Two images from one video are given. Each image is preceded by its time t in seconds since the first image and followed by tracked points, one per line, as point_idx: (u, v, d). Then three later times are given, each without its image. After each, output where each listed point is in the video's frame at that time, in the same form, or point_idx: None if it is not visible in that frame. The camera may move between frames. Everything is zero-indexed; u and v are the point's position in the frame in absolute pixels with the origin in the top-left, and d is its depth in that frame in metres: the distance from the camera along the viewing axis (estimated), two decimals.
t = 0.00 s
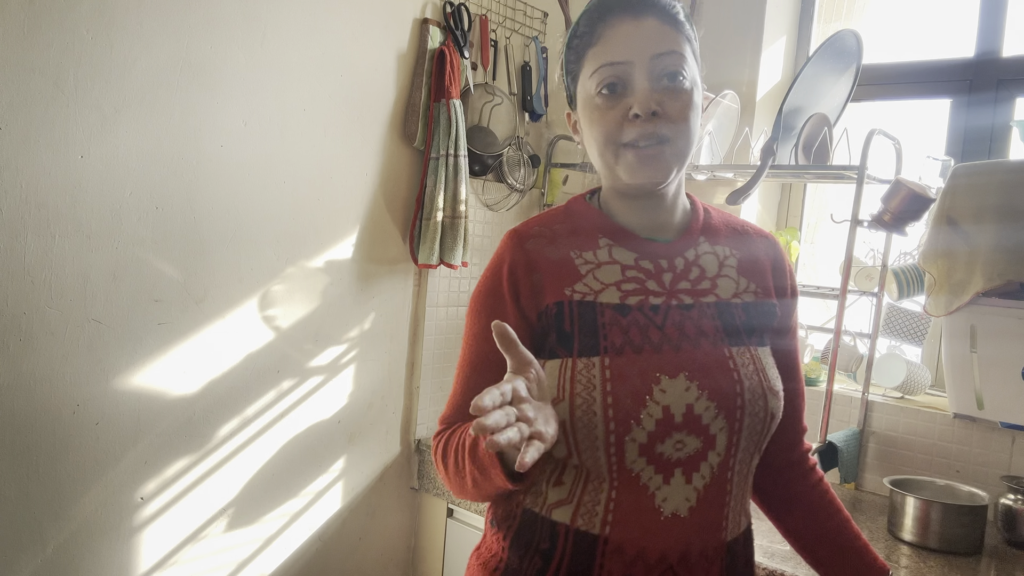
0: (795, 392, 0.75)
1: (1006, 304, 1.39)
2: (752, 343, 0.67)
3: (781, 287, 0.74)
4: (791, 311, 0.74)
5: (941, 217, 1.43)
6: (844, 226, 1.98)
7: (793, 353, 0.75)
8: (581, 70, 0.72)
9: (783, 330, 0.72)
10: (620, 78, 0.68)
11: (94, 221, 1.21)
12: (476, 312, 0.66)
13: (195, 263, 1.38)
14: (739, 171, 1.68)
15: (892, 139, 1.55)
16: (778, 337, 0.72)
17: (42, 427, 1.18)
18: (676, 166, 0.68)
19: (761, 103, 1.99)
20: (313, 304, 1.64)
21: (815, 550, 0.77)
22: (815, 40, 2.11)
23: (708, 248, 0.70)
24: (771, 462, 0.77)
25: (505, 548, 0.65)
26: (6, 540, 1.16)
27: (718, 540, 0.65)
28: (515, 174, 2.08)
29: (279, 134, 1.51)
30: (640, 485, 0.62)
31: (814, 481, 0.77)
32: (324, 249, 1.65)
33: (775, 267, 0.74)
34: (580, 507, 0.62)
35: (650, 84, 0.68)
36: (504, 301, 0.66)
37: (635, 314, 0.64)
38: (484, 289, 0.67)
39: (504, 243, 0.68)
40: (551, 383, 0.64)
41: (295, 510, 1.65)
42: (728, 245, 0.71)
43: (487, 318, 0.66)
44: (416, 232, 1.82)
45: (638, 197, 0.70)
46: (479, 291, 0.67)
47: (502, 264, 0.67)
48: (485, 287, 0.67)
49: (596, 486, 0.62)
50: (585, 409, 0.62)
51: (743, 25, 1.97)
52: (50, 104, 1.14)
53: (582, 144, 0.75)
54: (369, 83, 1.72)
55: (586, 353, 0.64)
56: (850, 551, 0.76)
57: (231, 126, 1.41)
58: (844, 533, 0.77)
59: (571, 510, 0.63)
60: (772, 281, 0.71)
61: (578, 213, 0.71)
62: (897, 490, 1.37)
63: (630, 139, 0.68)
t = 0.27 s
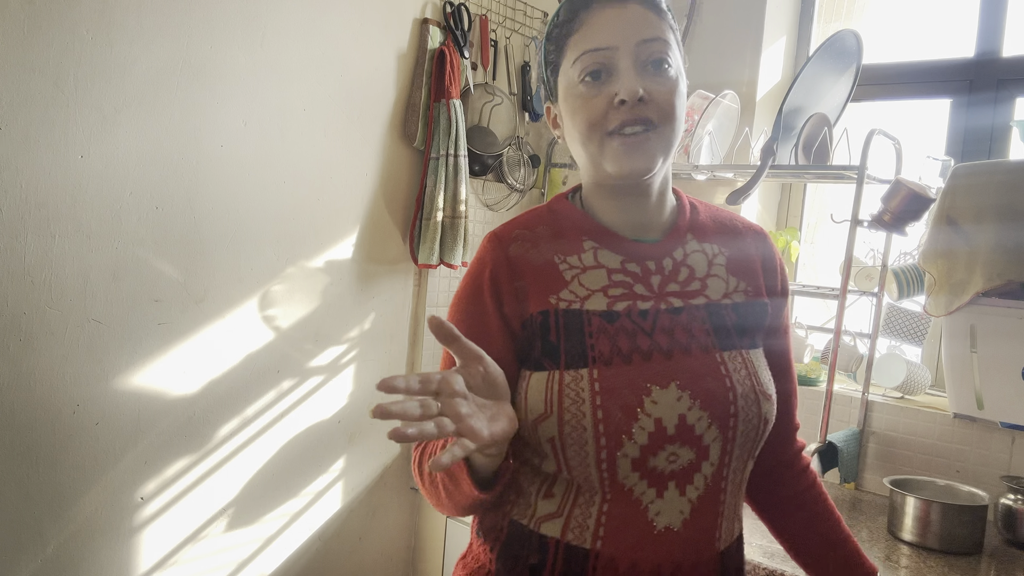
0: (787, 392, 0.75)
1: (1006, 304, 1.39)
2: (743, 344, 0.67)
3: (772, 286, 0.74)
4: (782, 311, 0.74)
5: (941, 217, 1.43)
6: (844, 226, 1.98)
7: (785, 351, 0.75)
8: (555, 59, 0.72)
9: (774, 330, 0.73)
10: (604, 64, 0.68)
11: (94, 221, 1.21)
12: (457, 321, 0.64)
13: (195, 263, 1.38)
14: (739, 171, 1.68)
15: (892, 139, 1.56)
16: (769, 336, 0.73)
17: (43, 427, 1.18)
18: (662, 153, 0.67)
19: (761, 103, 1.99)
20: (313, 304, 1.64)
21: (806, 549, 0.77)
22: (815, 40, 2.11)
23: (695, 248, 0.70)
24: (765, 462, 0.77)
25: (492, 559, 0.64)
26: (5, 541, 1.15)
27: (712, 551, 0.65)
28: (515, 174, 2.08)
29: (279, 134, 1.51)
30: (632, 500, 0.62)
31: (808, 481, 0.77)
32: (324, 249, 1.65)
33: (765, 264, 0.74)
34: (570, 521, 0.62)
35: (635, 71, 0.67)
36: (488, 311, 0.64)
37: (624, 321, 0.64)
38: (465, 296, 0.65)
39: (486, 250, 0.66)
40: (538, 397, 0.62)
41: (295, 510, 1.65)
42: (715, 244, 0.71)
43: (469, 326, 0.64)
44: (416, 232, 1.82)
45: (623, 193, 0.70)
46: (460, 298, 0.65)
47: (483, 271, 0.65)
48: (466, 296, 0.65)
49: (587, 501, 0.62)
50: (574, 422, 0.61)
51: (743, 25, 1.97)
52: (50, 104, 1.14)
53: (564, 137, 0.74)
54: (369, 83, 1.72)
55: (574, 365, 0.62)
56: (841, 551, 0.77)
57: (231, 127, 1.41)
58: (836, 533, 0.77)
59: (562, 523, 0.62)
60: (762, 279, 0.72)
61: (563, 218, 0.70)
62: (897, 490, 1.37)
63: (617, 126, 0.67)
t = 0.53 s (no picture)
0: (786, 395, 0.75)
1: (1006, 304, 1.39)
2: (729, 352, 0.67)
3: (764, 290, 0.73)
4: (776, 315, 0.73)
5: (941, 217, 1.43)
6: (844, 226, 1.98)
7: (783, 352, 0.74)
8: (547, 61, 0.71)
9: (767, 330, 0.73)
10: (594, 69, 0.66)
11: (94, 221, 1.21)
12: (439, 322, 0.65)
13: (195, 263, 1.38)
14: (739, 171, 1.68)
15: (892, 139, 1.56)
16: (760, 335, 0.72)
17: (43, 428, 1.18)
18: (653, 160, 0.66)
19: (761, 103, 1.99)
20: (313, 304, 1.64)
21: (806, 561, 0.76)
22: (815, 40, 2.11)
23: (682, 252, 0.69)
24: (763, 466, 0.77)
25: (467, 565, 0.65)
26: (6, 541, 1.15)
27: (692, 562, 0.66)
28: (515, 174, 2.09)
29: (279, 134, 1.51)
30: (609, 509, 0.62)
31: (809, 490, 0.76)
32: (324, 249, 1.65)
33: (758, 267, 0.73)
34: (546, 531, 0.63)
35: (627, 77, 0.66)
36: (469, 314, 0.65)
37: (605, 327, 0.64)
38: (448, 296, 0.65)
39: (469, 252, 0.66)
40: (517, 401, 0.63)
41: (295, 510, 1.65)
42: (705, 248, 0.71)
43: (451, 327, 0.65)
44: (416, 232, 1.82)
45: (610, 199, 0.69)
46: (443, 298, 0.66)
47: (465, 272, 0.66)
48: (449, 298, 0.65)
49: (564, 510, 0.63)
50: (552, 431, 0.62)
51: (743, 25, 1.97)
52: (50, 104, 1.14)
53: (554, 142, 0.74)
54: (369, 83, 1.72)
55: (552, 371, 0.63)
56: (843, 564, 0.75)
57: (231, 127, 1.41)
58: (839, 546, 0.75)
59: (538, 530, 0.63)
60: (751, 283, 0.71)
61: (547, 220, 0.70)
62: (897, 490, 1.37)
63: (607, 133, 0.65)
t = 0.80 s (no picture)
0: (795, 395, 0.73)
1: (1006, 304, 1.39)
2: (724, 352, 0.66)
3: (765, 290, 0.71)
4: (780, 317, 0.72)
5: (941, 217, 1.43)
6: (844, 226, 1.98)
7: (790, 350, 0.73)
8: (540, 69, 0.71)
9: (770, 330, 0.71)
10: (590, 77, 0.66)
11: (94, 221, 1.21)
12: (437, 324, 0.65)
13: (195, 263, 1.38)
14: (739, 171, 1.68)
15: (892, 139, 1.56)
16: (762, 335, 0.71)
17: (42, 428, 1.18)
18: (652, 165, 0.66)
19: (761, 103, 1.99)
20: (314, 304, 1.64)
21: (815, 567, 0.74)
22: (815, 40, 2.11)
23: (680, 252, 0.69)
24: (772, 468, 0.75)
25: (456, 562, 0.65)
26: (6, 542, 1.15)
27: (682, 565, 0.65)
28: (515, 174, 2.09)
29: (279, 134, 1.52)
30: (597, 508, 0.63)
31: (820, 495, 0.74)
32: (324, 249, 1.66)
33: (759, 267, 0.72)
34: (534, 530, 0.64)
35: (622, 83, 0.66)
36: (466, 316, 0.65)
37: (598, 328, 0.64)
38: (446, 299, 0.66)
39: (466, 254, 0.67)
40: (508, 400, 0.64)
41: (295, 510, 1.65)
42: (705, 247, 0.70)
43: (447, 329, 0.65)
44: (416, 232, 1.82)
45: (610, 204, 0.69)
46: (441, 301, 0.66)
47: (462, 274, 0.66)
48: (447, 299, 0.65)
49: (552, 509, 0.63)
50: (540, 431, 0.62)
51: (743, 25, 1.97)
52: (50, 104, 1.14)
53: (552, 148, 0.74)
54: (369, 83, 1.72)
55: (543, 371, 0.64)
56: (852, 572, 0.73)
57: (231, 127, 1.41)
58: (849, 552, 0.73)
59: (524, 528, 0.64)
60: (751, 284, 0.70)
61: (545, 221, 0.70)
62: (897, 490, 1.37)
63: (605, 140, 0.65)
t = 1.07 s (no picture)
0: (811, 391, 0.72)
1: (1006, 304, 1.39)
2: (725, 346, 0.65)
3: (771, 289, 0.71)
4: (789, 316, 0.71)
5: (941, 218, 1.43)
6: (844, 226, 1.98)
7: (804, 349, 0.72)
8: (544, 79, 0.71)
9: (774, 328, 0.71)
10: (587, 88, 0.66)
11: (94, 221, 1.21)
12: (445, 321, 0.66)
13: (195, 263, 1.38)
14: (739, 171, 1.68)
15: (892, 139, 1.56)
16: (769, 335, 0.71)
17: (42, 427, 1.18)
18: (650, 174, 0.65)
19: (761, 103, 1.99)
20: (314, 304, 1.64)
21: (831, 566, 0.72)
22: (815, 40, 2.11)
23: (684, 248, 0.68)
24: (789, 464, 0.73)
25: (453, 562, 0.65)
26: (5, 541, 1.15)
27: (679, 559, 0.64)
28: (515, 174, 2.09)
29: (279, 134, 1.51)
30: (595, 497, 0.62)
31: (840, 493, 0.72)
32: (324, 249, 1.65)
33: (764, 266, 0.71)
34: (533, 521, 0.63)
35: (619, 94, 0.65)
36: (474, 310, 0.65)
37: (601, 322, 0.64)
38: (455, 296, 0.66)
39: (474, 250, 0.67)
40: (511, 390, 0.64)
41: (295, 510, 1.65)
42: (710, 244, 0.69)
43: (456, 323, 0.65)
44: (416, 232, 1.82)
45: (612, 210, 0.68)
46: (450, 298, 0.66)
47: (470, 268, 0.66)
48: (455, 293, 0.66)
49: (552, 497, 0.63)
50: (541, 418, 0.62)
51: (743, 26, 1.97)
52: (50, 104, 1.14)
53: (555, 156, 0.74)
54: (369, 83, 1.72)
55: (546, 360, 0.64)
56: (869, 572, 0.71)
57: (231, 127, 1.41)
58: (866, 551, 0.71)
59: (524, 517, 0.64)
60: (757, 280, 0.70)
61: (553, 219, 0.70)
62: (897, 490, 1.37)
63: (603, 151, 0.65)
